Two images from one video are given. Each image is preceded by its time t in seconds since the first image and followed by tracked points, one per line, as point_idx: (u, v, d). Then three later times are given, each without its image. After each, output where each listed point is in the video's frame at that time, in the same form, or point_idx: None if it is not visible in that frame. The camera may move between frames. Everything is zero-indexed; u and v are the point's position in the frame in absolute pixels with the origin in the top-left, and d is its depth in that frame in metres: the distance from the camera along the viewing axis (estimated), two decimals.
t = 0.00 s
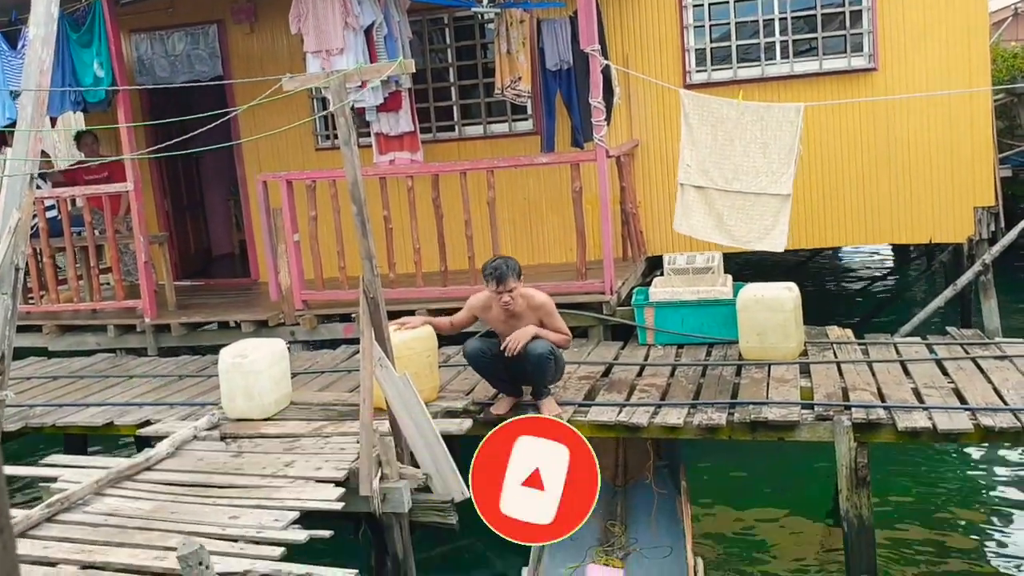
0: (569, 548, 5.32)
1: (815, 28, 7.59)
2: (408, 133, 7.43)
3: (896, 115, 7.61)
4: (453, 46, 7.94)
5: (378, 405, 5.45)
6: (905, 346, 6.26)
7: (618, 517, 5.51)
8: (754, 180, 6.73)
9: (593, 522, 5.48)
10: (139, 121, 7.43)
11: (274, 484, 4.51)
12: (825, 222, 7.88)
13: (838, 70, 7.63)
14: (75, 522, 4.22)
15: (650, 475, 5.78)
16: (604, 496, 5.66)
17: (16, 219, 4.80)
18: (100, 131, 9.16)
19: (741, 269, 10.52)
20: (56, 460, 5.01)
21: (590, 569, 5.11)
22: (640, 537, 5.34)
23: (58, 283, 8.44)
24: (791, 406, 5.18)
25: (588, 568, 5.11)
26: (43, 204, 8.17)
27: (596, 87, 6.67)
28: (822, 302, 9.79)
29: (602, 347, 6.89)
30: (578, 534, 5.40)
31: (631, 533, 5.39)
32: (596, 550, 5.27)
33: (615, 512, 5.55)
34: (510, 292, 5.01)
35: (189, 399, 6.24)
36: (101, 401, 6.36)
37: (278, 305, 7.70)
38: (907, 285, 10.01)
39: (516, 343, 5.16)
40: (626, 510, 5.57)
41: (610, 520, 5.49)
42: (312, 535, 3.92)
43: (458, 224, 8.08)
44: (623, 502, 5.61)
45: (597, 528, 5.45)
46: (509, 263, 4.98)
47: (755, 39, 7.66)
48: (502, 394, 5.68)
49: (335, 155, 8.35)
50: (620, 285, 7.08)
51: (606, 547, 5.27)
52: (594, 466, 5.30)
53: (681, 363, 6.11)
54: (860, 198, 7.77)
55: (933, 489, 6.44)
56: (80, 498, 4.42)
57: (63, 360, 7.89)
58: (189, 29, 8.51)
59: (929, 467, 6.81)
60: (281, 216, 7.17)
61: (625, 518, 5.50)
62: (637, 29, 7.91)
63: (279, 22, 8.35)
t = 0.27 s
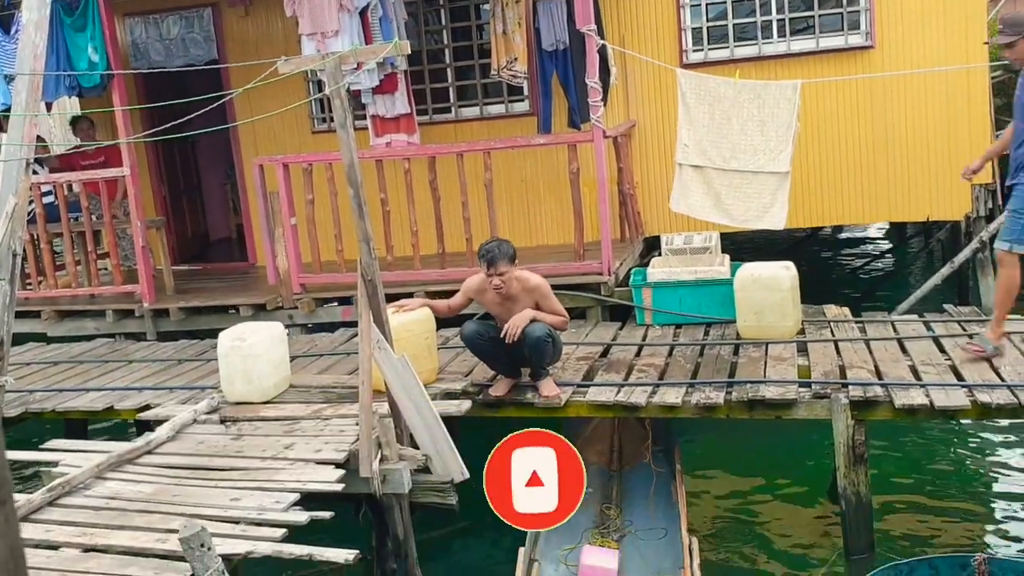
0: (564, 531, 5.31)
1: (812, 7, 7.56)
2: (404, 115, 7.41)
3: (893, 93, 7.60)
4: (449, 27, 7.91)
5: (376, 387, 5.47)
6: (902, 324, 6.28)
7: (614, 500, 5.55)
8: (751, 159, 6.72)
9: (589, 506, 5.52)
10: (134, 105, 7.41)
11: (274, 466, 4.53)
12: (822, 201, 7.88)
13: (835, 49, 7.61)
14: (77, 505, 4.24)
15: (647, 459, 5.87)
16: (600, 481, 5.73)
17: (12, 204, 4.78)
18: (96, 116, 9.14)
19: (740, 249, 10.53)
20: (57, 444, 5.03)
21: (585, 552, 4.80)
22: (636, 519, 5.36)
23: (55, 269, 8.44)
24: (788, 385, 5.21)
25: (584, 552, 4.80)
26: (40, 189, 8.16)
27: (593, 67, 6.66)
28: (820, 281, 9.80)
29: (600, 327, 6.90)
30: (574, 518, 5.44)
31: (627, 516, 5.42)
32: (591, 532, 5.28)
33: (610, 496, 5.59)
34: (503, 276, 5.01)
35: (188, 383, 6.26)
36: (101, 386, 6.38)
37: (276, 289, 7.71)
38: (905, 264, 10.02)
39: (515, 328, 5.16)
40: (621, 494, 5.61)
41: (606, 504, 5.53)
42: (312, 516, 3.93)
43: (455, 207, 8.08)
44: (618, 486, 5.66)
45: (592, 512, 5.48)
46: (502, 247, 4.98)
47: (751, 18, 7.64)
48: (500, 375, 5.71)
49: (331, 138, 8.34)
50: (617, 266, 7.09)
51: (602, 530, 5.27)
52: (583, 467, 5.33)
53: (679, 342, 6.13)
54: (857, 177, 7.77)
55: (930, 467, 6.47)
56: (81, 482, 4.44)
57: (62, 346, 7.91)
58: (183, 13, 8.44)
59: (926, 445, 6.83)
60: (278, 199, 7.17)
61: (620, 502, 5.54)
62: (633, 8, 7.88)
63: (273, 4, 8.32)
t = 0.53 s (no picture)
0: (558, 502, 5.41)
1: None
2: (402, 98, 7.40)
3: (893, 76, 7.58)
4: (447, 10, 7.89)
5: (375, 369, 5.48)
6: (900, 307, 6.29)
7: (608, 469, 5.60)
8: (751, 142, 6.73)
9: (584, 477, 5.60)
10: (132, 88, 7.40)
11: (274, 448, 4.55)
12: (820, 184, 7.88)
13: (835, 31, 7.59)
14: (78, 487, 4.26)
15: (639, 430, 5.90)
16: (594, 451, 5.79)
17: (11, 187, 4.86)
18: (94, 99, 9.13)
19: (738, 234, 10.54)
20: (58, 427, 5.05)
21: (579, 524, 5.05)
22: (630, 490, 5.43)
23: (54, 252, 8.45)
24: (786, 367, 5.22)
25: (578, 524, 5.04)
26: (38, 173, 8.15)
27: (592, 50, 6.64)
28: (818, 265, 9.81)
29: (599, 311, 6.92)
30: (568, 489, 5.51)
31: (621, 486, 5.48)
32: (585, 504, 5.37)
33: (604, 466, 5.65)
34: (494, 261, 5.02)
35: (188, 366, 6.28)
36: (101, 369, 6.40)
37: (275, 273, 7.71)
38: (904, 248, 10.03)
39: (513, 313, 5.17)
40: (615, 463, 5.67)
41: (600, 474, 5.59)
42: (311, 497, 3.95)
43: (454, 190, 8.07)
44: (612, 455, 5.72)
45: (586, 483, 5.55)
46: (501, 230, 5.01)
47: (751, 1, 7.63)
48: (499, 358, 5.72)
49: (330, 121, 8.33)
50: (616, 250, 7.10)
51: (595, 501, 5.36)
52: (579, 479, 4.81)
53: (677, 326, 6.14)
54: (857, 160, 7.77)
55: (927, 450, 6.50)
56: (81, 464, 4.46)
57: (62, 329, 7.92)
58: None
59: (923, 428, 6.86)
60: (277, 183, 7.17)
61: (615, 472, 5.58)
62: None
63: None
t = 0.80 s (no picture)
0: (556, 492, 5.43)
1: None
2: (402, 98, 7.42)
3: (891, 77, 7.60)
4: (447, 11, 7.90)
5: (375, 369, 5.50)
6: (899, 307, 6.30)
7: (607, 458, 5.62)
8: (751, 143, 6.71)
9: (583, 465, 5.62)
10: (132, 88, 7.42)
11: (275, 448, 4.56)
12: (819, 184, 7.89)
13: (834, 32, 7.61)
14: (79, 486, 4.27)
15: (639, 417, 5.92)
16: (594, 439, 5.80)
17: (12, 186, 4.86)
18: (93, 99, 9.14)
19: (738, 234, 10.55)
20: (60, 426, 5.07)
21: (578, 515, 5.10)
22: (629, 479, 5.46)
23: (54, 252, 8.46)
24: (785, 367, 5.24)
25: (577, 515, 5.10)
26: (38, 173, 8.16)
27: (592, 50, 6.66)
28: (818, 265, 9.83)
29: (598, 311, 6.93)
30: (568, 478, 5.53)
31: (620, 475, 5.51)
32: (584, 493, 5.39)
33: (603, 454, 5.66)
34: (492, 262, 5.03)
35: (189, 365, 6.29)
36: (101, 368, 6.41)
37: (275, 272, 7.73)
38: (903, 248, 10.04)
39: (511, 313, 5.19)
40: (615, 451, 5.69)
41: (600, 462, 5.61)
42: (312, 496, 3.96)
43: (454, 190, 8.09)
44: (611, 444, 5.73)
45: (586, 471, 5.57)
46: (501, 230, 5.04)
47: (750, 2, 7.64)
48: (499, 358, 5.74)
49: (330, 121, 8.34)
50: (616, 250, 7.12)
51: (595, 490, 5.39)
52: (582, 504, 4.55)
53: (677, 326, 6.16)
54: (856, 160, 7.78)
55: (926, 450, 6.51)
56: (82, 463, 4.47)
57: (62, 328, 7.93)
58: None
59: (922, 427, 6.88)
60: (277, 183, 7.19)
61: (614, 460, 5.61)
62: None
63: None
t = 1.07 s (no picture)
0: (557, 492, 5.42)
1: None
2: (403, 95, 7.40)
3: (893, 77, 7.58)
4: (449, 8, 7.89)
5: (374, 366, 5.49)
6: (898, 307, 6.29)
7: (607, 459, 5.61)
8: (752, 141, 6.77)
9: (583, 465, 5.61)
10: (132, 83, 7.41)
11: (273, 444, 4.56)
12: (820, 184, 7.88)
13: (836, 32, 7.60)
14: (76, 482, 4.26)
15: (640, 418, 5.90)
16: (595, 439, 5.79)
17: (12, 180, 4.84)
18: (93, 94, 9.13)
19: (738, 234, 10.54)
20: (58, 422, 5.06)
21: (578, 515, 5.11)
22: (629, 479, 5.45)
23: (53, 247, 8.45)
24: (784, 367, 5.23)
25: (577, 515, 5.10)
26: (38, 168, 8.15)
27: (593, 48, 6.65)
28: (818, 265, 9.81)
29: (598, 310, 6.93)
30: (568, 478, 5.52)
31: (621, 475, 5.50)
32: (584, 493, 5.38)
33: (604, 455, 5.65)
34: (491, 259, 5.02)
35: (187, 362, 6.28)
36: (100, 364, 6.41)
37: (275, 269, 7.72)
38: (903, 248, 10.04)
39: (510, 310, 5.19)
40: (616, 453, 5.67)
41: (600, 462, 5.61)
42: (309, 493, 3.95)
43: (453, 188, 8.08)
44: (612, 445, 5.73)
45: (586, 472, 5.56)
46: (500, 228, 5.02)
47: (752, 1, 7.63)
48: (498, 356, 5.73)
49: (330, 118, 8.33)
50: (616, 249, 7.11)
51: (595, 490, 5.39)
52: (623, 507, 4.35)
53: (676, 325, 6.15)
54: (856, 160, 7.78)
55: (924, 450, 6.51)
56: (80, 459, 4.46)
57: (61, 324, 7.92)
58: None
59: (920, 428, 6.88)
60: (277, 179, 7.18)
61: (615, 460, 5.60)
62: None
63: None
